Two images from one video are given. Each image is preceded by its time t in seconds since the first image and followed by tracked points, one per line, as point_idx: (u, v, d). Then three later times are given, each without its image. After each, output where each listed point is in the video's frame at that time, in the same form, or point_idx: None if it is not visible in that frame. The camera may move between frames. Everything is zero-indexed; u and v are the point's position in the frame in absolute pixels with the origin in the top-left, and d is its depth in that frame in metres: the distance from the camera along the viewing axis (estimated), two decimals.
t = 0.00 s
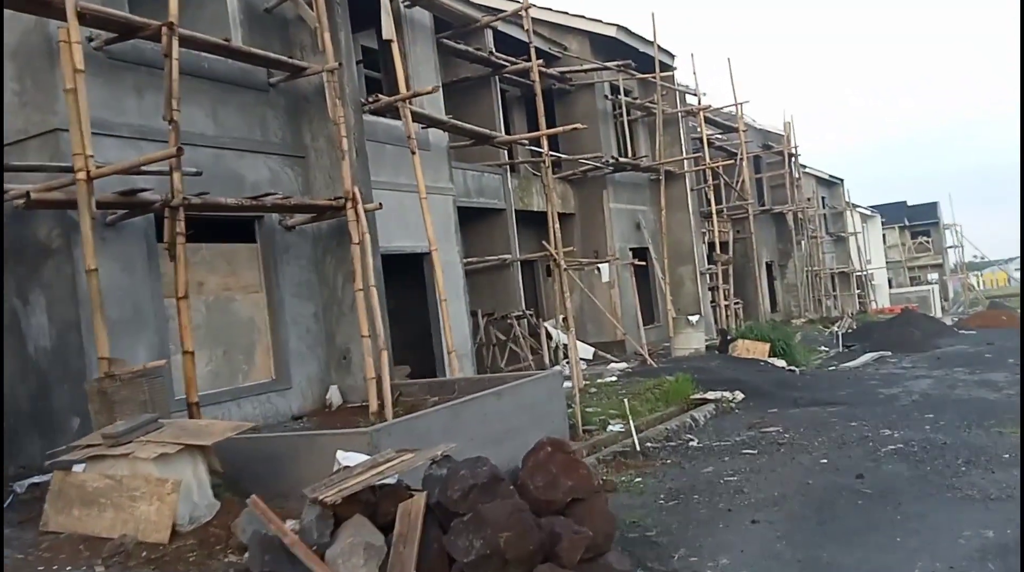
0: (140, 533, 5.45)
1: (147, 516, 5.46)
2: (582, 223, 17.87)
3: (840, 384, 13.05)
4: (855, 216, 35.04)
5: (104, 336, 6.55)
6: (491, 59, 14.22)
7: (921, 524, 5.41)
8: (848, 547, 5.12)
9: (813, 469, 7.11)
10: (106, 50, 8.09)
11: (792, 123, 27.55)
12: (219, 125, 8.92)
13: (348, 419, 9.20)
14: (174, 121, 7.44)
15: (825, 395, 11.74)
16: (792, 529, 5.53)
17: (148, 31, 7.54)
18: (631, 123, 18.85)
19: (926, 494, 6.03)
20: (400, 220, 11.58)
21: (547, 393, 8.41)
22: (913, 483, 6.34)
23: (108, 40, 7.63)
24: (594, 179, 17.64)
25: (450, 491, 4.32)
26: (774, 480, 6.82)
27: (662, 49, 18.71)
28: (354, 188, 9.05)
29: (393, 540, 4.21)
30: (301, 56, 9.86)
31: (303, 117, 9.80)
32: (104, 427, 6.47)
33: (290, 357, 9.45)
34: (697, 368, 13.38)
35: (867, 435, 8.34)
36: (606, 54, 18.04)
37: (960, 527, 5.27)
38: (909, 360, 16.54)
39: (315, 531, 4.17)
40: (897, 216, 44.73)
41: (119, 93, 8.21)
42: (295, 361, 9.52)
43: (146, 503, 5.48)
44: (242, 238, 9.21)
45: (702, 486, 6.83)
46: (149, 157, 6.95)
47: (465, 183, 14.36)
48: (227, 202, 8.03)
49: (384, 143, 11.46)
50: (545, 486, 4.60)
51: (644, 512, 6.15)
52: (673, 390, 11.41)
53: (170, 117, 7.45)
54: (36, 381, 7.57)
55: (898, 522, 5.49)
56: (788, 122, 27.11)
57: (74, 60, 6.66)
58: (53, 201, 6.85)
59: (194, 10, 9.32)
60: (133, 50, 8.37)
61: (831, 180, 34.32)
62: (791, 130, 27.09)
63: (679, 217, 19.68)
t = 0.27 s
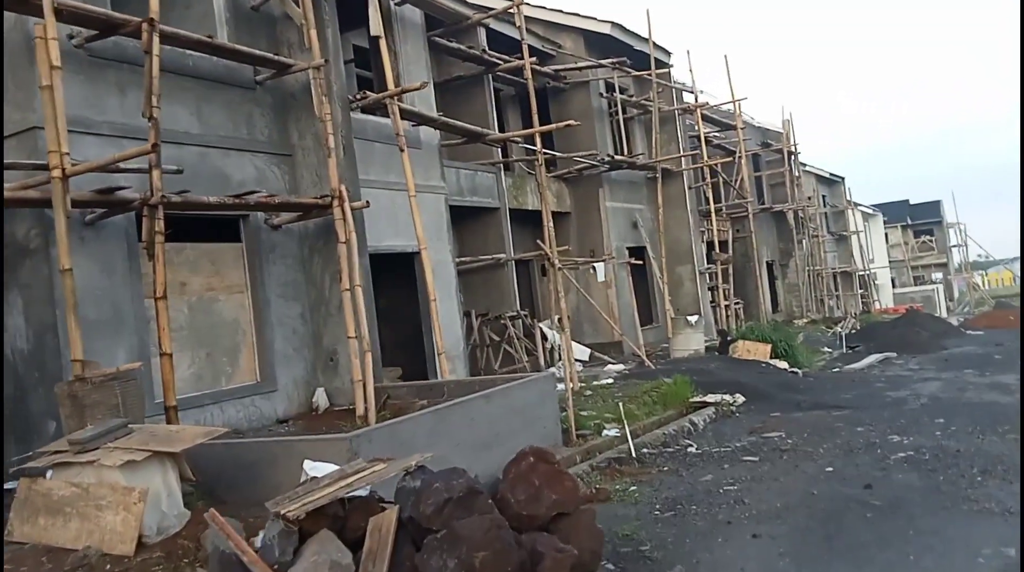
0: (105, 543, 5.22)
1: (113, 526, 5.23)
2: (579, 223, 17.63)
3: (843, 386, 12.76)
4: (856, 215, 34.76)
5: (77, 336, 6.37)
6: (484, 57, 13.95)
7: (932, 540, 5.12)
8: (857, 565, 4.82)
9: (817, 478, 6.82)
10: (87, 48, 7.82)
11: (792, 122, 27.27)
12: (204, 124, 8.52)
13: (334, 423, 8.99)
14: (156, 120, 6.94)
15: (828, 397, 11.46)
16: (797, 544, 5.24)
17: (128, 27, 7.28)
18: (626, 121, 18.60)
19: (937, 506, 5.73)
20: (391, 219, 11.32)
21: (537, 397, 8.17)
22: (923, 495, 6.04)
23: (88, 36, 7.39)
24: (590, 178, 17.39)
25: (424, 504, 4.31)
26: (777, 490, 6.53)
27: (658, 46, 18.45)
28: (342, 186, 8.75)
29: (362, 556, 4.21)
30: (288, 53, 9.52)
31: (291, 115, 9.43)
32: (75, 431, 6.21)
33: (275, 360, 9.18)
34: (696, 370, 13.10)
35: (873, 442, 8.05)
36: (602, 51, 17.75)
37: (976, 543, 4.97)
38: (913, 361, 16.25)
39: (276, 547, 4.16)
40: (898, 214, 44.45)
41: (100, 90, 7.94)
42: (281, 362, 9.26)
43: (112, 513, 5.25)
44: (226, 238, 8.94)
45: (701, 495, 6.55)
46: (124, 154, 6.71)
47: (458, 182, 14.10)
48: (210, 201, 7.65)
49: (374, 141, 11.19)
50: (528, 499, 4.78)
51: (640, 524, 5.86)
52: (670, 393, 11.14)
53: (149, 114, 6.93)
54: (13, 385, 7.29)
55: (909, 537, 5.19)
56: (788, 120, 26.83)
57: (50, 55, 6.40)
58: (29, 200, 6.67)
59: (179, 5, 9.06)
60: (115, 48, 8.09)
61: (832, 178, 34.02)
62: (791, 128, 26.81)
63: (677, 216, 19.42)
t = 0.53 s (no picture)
0: (62, 561, 4.78)
1: (70, 543, 4.80)
2: (569, 224, 17.39)
3: (838, 392, 12.52)
4: (850, 218, 34.64)
5: (36, 341, 6.18)
6: (470, 56, 13.73)
7: (933, 561, 4.85)
8: None
9: (811, 491, 6.56)
10: (52, 40, 7.50)
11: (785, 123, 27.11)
12: (175, 120, 8.25)
13: (314, 428, 8.63)
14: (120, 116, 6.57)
15: (823, 404, 11.21)
16: (791, 565, 4.97)
17: (93, 19, 6.97)
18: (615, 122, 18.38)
19: (939, 524, 5.47)
20: (373, 220, 11.06)
21: (521, 405, 7.91)
22: (924, 511, 5.78)
23: (50, 28, 7.07)
24: (579, 179, 17.15)
25: (386, 531, 4.21)
26: (769, 504, 6.27)
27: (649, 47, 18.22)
28: (319, 187, 8.50)
29: None
30: (264, 49, 9.22)
31: (268, 112, 9.17)
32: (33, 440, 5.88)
33: (252, 364, 8.84)
34: (688, 375, 12.84)
35: (869, 452, 7.79)
36: (591, 51, 17.54)
37: (980, 566, 4.71)
38: (908, 366, 16.03)
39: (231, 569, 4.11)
40: (892, 217, 44.38)
41: (66, 85, 7.61)
42: (258, 366, 8.92)
43: (70, 528, 4.82)
44: (200, 237, 8.62)
45: (691, 509, 6.28)
46: (81, 152, 6.36)
47: (444, 183, 13.85)
48: (179, 201, 7.30)
49: (355, 140, 10.92)
50: (500, 524, 4.56)
51: (624, 540, 5.59)
52: (660, 398, 10.88)
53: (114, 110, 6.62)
54: None
55: (909, 558, 4.94)
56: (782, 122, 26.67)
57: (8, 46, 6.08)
58: None
59: None
60: (82, 41, 7.77)
61: (825, 181, 33.88)
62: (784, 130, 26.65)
63: (669, 218, 19.20)
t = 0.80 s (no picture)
0: None
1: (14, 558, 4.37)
2: (557, 227, 17.22)
3: (827, 401, 12.40)
4: (842, 223, 34.64)
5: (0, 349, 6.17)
6: (459, 55, 13.53)
7: None
8: None
9: (798, 510, 6.39)
10: (24, 33, 7.26)
11: (779, 127, 27.03)
12: (151, 116, 7.97)
13: (289, 436, 8.42)
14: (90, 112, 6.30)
15: (812, 414, 11.06)
16: None
17: (64, 12, 6.73)
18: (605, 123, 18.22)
19: (932, 549, 5.30)
20: (355, 221, 10.85)
21: (500, 414, 7.71)
22: (916, 535, 5.61)
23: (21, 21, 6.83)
24: (569, 181, 16.98)
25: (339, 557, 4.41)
26: (755, 523, 6.10)
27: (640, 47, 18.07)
28: (298, 186, 8.29)
29: None
30: (245, 45, 8.99)
31: (248, 110, 8.95)
32: None
33: (227, 369, 8.60)
34: (677, 383, 12.67)
35: (859, 468, 7.64)
36: (582, 51, 17.36)
37: None
38: (899, 375, 15.95)
39: None
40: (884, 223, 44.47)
41: (37, 80, 7.35)
42: (233, 370, 8.68)
43: (15, 543, 4.40)
44: (175, 237, 8.36)
45: (674, 527, 6.10)
46: (44, 150, 6.11)
47: (430, 184, 13.67)
48: (151, 200, 7.04)
49: (337, 139, 10.70)
50: (464, 548, 4.86)
51: (602, 560, 5.41)
52: (645, 407, 10.71)
53: (83, 106, 6.33)
54: None
55: None
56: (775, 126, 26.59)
57: None
58: None
59: None
60: (55, 34, 7.52)
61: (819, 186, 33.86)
62: (778, 135, 26.57)
63: (660, 223, 19.08)
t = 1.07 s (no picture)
0: None
1: None
2: (546, 236, 16.93)
3: (817, 416, 12.10)
4: (833, 236, 34.60)
5: None
6: (447, 59, 13.28)
7: None
8: None
9: (787, 533, 6.05)
10: None
11: (771, 139, 26.94)
12: (116, 112, 7.62)
13: (254, 451, 8.05)
14: (44, 105, 5.90)
15: (802, 430, 10.73)
16: None
17: None
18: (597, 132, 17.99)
19: None
20: (334, 226, 10.50)
21: (476, 430, 7.33)
22: (910, 562, 5.28)
23: None
24: (559, 190, 16.69)
25: None
26: (740, 548, 5.76)
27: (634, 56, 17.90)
28: (270, 189, 7.92)
29: None
30: (218, 41, 8.67)
31: (221, 108, 8.62)
32: None
33: (192, 380, 8.23)
34: (664, 396, 12.33)
35: (850, 488, 7.31)
36: (573, 59, 17.14)
37: None
38: (890, 389, 15.70)
39: None
40: (875, 237, 44.54)
41: None
42: (197, 382, 8.30)
43: None
44: (139, 241, 8.00)
45: (655, 553, 5.74)
46: None
47: (415, 190, 13.35)
48: (109, 201, 6.67)
49: (316, 142, 10.34)
50: None
51: None
52: (633, 421, 10.36)
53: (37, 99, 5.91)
54: None
55: None
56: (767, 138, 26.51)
57: None
58: None
59: None
60: (14, 25, 7.17)
61: (810, 199, 33.82)
62: (770, 147, 26.49)
63: (650, 233, 18.84)
